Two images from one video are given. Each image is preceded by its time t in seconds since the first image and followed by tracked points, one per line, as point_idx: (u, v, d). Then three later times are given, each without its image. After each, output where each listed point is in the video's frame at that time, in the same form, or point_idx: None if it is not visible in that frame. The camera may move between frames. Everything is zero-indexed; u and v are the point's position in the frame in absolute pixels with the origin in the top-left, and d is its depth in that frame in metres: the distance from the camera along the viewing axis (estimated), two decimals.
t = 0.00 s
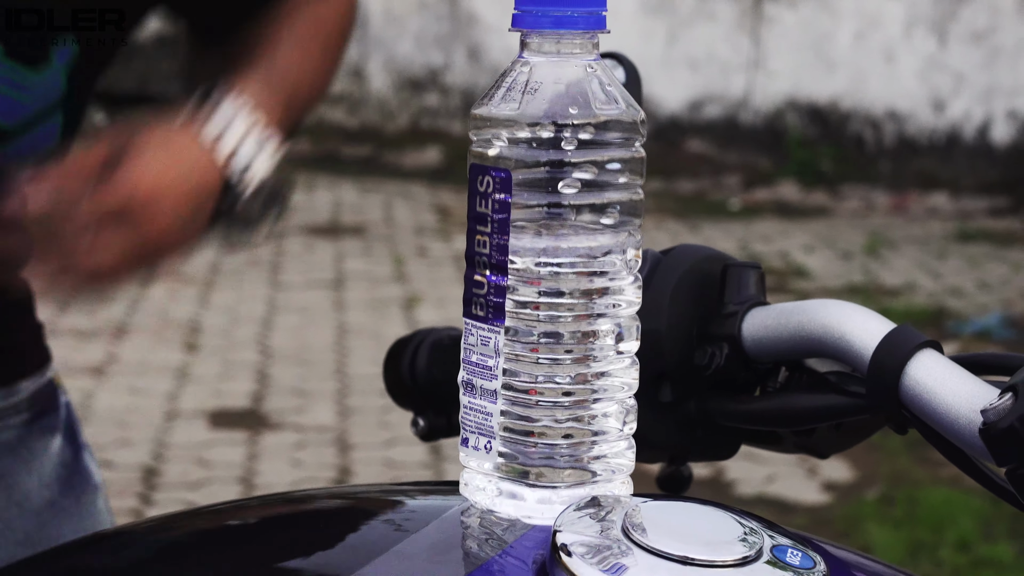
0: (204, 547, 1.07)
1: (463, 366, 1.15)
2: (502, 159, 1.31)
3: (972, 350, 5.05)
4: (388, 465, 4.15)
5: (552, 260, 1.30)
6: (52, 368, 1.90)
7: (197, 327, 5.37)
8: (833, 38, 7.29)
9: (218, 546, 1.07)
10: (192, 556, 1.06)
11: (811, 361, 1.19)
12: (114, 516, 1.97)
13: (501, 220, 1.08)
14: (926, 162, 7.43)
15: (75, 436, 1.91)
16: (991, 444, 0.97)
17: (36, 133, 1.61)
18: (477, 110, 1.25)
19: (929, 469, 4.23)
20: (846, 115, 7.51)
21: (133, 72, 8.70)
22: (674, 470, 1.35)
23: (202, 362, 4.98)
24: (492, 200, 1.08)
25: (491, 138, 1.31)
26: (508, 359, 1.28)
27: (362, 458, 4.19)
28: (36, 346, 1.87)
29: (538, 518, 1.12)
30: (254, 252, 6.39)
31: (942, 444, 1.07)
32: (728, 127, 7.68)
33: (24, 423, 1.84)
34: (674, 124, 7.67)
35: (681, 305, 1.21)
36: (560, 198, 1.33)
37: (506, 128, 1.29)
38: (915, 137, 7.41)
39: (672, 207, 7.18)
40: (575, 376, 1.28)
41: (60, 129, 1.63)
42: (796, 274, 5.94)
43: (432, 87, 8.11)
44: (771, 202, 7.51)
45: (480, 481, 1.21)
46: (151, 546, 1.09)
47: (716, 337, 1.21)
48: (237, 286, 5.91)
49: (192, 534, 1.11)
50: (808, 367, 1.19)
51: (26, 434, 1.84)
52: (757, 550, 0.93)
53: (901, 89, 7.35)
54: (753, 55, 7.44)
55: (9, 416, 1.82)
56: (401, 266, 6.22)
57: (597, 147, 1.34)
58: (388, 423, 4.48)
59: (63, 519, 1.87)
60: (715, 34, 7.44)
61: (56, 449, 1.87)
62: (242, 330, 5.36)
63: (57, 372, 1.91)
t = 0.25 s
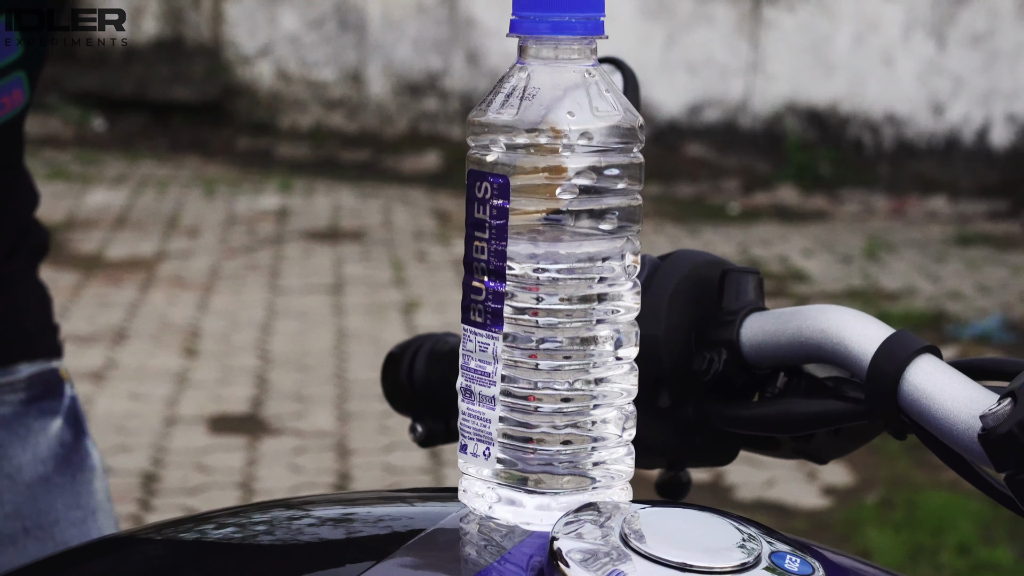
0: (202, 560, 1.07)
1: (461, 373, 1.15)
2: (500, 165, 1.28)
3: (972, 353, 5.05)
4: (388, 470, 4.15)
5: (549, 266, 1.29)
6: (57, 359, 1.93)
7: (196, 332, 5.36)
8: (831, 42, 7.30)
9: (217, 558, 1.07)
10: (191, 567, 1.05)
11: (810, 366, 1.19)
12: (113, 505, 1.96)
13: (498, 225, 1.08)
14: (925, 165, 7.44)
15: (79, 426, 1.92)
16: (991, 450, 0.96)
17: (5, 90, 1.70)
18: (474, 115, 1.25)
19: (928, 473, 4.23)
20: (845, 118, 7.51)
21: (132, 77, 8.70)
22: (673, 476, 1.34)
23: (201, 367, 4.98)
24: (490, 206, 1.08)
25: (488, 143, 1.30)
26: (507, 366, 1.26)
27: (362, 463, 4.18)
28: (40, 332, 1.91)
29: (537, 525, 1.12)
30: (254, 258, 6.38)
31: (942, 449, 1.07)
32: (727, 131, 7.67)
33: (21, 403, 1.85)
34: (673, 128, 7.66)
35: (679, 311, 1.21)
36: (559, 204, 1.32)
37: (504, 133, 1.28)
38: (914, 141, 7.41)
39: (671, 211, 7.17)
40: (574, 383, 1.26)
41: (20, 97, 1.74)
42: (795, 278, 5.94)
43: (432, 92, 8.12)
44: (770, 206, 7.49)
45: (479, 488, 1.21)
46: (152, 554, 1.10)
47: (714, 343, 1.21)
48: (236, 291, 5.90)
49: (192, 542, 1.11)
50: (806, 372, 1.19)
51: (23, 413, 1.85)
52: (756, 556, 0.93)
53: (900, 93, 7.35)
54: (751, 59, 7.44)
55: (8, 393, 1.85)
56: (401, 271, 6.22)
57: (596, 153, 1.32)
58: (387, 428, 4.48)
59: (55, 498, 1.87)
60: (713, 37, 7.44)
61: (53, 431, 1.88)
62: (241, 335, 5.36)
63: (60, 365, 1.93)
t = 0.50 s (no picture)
0: (198, 563, 1.07)
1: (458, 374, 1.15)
2: (498, 167, 1.29)
3: (971, 356, 5.05)
4: (386, 472, 4.15)
5: (545, 267, 1.28)
6: (58, 420, 1.88)
7: (195, 335, 5.36)
8: (830, 45, 7.30)
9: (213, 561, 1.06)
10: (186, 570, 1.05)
11: (805, 368, 1.19)
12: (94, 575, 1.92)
13: (495, 227, 1.07)
14: (924, 168, 7.44)
15: (74, 489, 1.87)
16: (987, 452, 0.97)
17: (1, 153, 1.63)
18: (470, 116, 1.24)
19: (927, 475, 4.22)
20: (844, 121, 7.51)
21: (132, 79, 8.70)
22: (669, 478, 1.34)
23: (199, 370, 4.97)
24: (487, 208, 1.08)
25: (488, 144, 1.31)
26: (504, 367, 1.27)
27: (360, 465, 4.18)
28: (49, 395, 1.86)
29: (533, 526, 1.12)
30: (252, 260, 6.37)
31: (938, 452, 1.07)
32: (726, 134, 7.67)
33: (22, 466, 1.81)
34: (672, 130, 7.67)
35: (675, 313, 1.21)
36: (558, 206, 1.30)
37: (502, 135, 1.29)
38: (913, 143, 7.41)
39: (670, 213, 7.17)
40: (569, 383, 1.27)
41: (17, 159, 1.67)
42: (794, 280, 5.93)
43: (431, 94, 8.12)
44: (769, 209, 7.48)
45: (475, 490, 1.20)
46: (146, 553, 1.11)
47: (711, 344, 1.21)
48: (235, 294, 5.90)
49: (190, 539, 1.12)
50: (802, 374, 1.19)
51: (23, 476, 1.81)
52: (751, 559, 0.93)
53: (899, 95, 7.36)
54: (750, 61, 7.44)
55: (10, 455, 1.80)
56: (400, 273, 6.21)
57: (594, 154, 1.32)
58: (386, 430, 4.48)
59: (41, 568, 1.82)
60: (712, 40, 7.45)
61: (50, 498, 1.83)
62: (240, 337, 5.35)
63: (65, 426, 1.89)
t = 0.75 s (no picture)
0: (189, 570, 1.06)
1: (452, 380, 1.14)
2: (492, 173, 1.29)
3: (969, 358, 5.05)
4: (383, 475, 4.15)
5: (540, 273, 1.30)
6: (140, 432, 1.90)
7: (192, 337, 5.35)
8: (828, 47, 7.32)
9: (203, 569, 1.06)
10: None
11: (800, 374, 1.19)
12: None
13: (490, 233, 1.07)
14: (923, 170, 7.45)
15: (155, 503, 1.87)
16: (980, 459, 0.96)
17: (61, 208, 1.67)
18: (465, 122, 1.24)
19: (924, 478, 4.22)
20: (842, 123, 7.52)
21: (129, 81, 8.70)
22: (664, 483, 1.34)
23: (197, 372, 4.97)
24: (481, 213, 1.07)
25: (481, 150, 1.29)
26: (498, 374, 1.25)
27: (356, 468, 4.18)
28: (129, 408, 1.89)
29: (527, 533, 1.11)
30: (250, 262, 6.37)
31: (932, 458, 1.07)
32: (723, 136, 7.68)
33: (101, 476, 1.84)
34: (670, 132, 7.67)
35: (670, 318, 1.21)
36: (551, 211, 1.32)
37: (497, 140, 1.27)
38: (911, 145, 7.41)
39: (668, 216, 7.17)
40: (563, 389, 1.27)
41: (80, 204, 1.70)
42: (792, 282, 5.93)
43: (429, 96, 8.13)
44: (767, 211, 7.46)
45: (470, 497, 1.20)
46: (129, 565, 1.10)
47: (706, 350, 1.21)
48: (233, 296, 5.90)
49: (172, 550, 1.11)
50: (797, 380, 1.19)
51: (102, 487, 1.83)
52: (745, 565, 0.92)
53: (897, 97, 7.36)
54: (748, 63, 7.46)
55: (91, 465, 1.84)
56: (398, 275, 6.22)
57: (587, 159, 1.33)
58: (383, 432, 4.47)
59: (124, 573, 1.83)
60: (710, 42, 7.46)
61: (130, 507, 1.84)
62: (237, 340, 5.35)
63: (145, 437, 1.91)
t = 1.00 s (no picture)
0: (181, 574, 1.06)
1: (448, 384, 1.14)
2: (488, 177, 1.27)
3: (966, 361, 5.05)
4: (379, 479, 4.14)
5: (536, 276, 1.28)
6: (259, 423, 1.95)
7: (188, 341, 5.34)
8: (824, 50, 7.35)
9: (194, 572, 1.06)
10: None
11: (795, 377, 1.19)
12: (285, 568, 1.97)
13: (485, 236, 1.07)
14: (920, 174, 7.42)
15: (271, 496, 1.92)
16: (977, 463, 0.97)
17: (135, 193, 1.72)
18: (460, 125, 1.23)
19: (922, 481, 4.22)
20: (839, 127, 7.53)
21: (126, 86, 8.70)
22: (660, 487, 1.34)
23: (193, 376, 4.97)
24: (477, 216, 1.07)
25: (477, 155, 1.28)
26: (494, 377, 1.25)
27: (353, 472, 4.17)
28: (249, 399, 1.94)
29: (523, 536, 1.12)
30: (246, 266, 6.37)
31: (928, 461, 1.07)
32: (720, 139, 7.68)
33: (217, 471, 1.89)
34: (667, 136, 7.67)
35: (664, 321, 1.22)
36: (546, 214, 1.31)
37: (492, 144, 1.26)
38: (908, 148, 7.41)
39: (664, 219, 7.17)
40: (558, 391, 1.26)
41: (161, 194, 1.75)
42: (789, 286, 5.93)
43: (426, 100, 8.15)
44: (764, 214, 7.43)
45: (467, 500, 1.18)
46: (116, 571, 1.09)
47: (702, 353, 1.22)
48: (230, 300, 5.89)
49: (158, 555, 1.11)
50: (793, 383, 1.19)
51: (217, 482, 1.89)
52: (741, 568, 0.92)
53: (893, 101, 7.38)
54: (745, 67, 7.50)
55: (207, 459, 1.89)
56: (394, 279, 6.21)
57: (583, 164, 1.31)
58: (380, 436, 4.47)
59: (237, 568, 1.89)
60: (707, 45, 7.51)
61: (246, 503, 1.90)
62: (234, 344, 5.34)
63: (263, 428, 1.95)
